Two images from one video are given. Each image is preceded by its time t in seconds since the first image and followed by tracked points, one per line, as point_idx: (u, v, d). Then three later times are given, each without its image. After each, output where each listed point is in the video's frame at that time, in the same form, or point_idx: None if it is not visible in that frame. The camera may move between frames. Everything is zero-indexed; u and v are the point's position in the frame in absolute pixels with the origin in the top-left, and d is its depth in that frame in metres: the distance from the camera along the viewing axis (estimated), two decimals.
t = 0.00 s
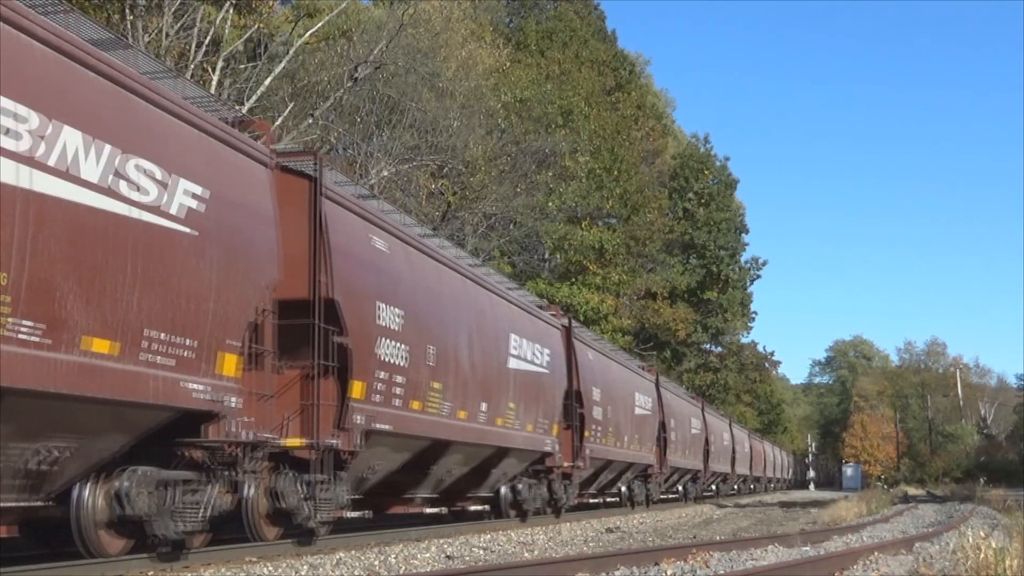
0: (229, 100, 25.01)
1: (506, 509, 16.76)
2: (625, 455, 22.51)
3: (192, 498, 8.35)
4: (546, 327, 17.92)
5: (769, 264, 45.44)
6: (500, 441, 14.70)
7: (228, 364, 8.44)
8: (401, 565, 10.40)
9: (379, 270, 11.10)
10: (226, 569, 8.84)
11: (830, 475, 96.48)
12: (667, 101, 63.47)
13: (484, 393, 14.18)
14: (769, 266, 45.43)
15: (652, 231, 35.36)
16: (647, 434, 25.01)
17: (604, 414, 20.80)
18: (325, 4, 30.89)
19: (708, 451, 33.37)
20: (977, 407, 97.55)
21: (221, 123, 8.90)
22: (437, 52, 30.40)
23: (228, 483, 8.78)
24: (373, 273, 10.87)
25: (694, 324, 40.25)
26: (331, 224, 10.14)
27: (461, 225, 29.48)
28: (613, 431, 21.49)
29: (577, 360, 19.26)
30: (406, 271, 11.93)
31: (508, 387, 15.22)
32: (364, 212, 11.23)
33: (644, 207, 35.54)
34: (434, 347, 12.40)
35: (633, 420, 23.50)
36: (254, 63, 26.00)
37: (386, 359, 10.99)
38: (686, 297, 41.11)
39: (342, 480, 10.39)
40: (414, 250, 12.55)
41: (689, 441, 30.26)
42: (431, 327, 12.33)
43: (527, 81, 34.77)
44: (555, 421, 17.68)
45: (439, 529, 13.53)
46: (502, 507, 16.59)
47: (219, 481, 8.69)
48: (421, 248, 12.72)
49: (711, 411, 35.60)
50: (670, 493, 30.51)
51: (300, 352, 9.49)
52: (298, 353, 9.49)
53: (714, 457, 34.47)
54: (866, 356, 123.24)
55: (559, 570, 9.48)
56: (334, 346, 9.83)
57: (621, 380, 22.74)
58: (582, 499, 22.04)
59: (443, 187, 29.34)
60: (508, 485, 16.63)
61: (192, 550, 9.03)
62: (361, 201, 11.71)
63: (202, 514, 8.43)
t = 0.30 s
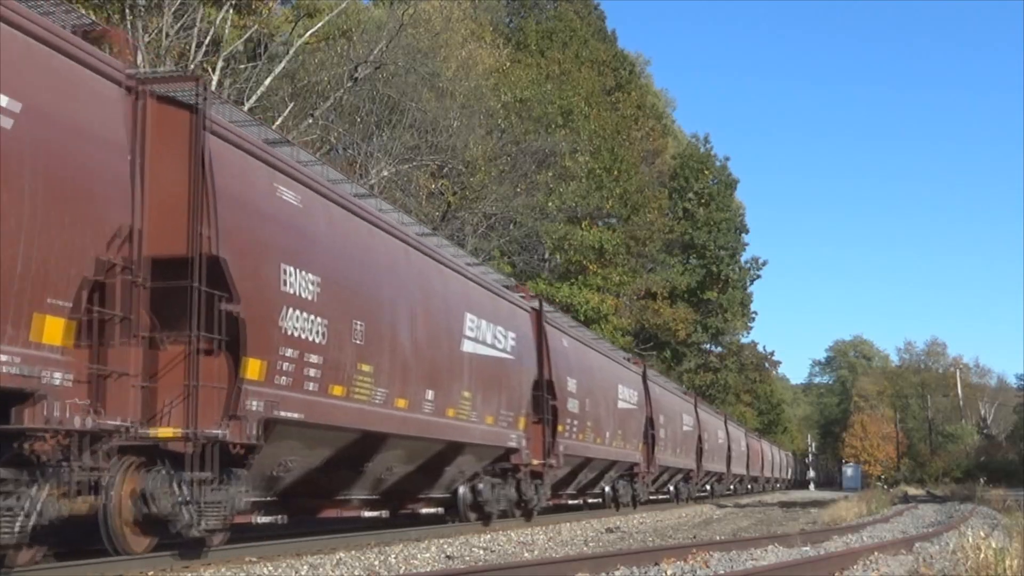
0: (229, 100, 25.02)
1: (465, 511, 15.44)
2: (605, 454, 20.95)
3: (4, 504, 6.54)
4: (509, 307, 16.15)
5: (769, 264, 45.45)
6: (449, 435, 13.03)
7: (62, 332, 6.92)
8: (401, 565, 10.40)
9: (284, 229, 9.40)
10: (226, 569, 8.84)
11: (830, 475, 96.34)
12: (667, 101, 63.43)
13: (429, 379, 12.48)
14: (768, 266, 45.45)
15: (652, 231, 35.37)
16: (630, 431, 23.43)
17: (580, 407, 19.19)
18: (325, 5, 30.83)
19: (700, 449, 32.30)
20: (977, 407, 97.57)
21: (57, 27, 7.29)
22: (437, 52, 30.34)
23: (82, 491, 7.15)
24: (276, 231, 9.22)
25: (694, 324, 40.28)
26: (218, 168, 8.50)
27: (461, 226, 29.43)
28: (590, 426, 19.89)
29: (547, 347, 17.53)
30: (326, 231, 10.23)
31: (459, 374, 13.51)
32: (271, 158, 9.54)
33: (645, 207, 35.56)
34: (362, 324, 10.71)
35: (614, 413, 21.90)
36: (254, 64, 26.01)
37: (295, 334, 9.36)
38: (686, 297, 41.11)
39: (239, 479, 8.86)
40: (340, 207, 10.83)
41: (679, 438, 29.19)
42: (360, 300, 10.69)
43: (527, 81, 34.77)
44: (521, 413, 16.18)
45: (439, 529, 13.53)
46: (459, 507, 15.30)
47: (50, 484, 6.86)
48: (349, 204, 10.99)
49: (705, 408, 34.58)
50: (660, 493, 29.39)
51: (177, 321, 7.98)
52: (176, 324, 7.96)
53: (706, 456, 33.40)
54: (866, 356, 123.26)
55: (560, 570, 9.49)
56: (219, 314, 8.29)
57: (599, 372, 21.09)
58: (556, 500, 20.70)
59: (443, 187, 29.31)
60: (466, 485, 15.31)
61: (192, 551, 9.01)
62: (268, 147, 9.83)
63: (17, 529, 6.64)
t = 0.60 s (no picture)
0: (229, 100, 25.02)
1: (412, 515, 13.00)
2: (583, 452, 18.36)
3: None
4: (467, 283, 13.51)
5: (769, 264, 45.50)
6: (388, 431, 10.51)
7: None
8: (401, 565, 10.39)
9: (153, 165, 6.99)
10: (226, 569, 8.84)
11: (830, 474, 96.41)
12: (667, 100, 63.51)
13: (357, 362, 9.91)
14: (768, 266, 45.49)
15: (652, 231, 35.35)
16: (614, 425, 20.84)
17: (554, 398, 16.42)
18: (325, 5, 30.83)
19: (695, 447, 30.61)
20: (977, 407, 97.54)
21: None
22: (437, 52, 30.34)
23: None
24: (129, 159, 6.71)
25: (694, 324, 40.32)
26: (30, 69, 6.01)
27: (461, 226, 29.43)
28: (566, 419, 17.25)
29: (514, 330, 14.80)
30: (208, 167, 7.69)
31: (402, 357, 10.93)
32: (131, 75, 7.03)
33: (645, 207, 35.55)
34: (261, 289, 8.17)
35: (593, 403, 19.25)
36: (254, 64, 26.01)
37: (155, 296, 6.87)
38: (686, 297, 41.09)
39: (83, 477, 6.54)
40: (232, 142, 8.21)
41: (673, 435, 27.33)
42: (258, 258, 8.15)
43: (527, 81, 34.77)
44: (480, 405, 13.44)
45: (440, 529, 13.53)
46: (405, 510, 12.90)
47: None
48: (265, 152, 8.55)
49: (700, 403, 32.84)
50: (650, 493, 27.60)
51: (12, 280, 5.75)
52: None
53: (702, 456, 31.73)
54: (866, 356, 123.25)
55: (559, 570, 9.49)
56: (39, 265, 5.87)
57: (576, 358, 18.37)
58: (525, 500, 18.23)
59: (443, 187, 29.32)
60: (413, 485, 12.86)
61: (194, 551, 9.03)
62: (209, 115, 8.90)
63: None
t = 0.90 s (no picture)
0: (229, 100, 25.00)
1: (344, 521, 11.51)
2: (557, 448, 16.95)
3: None
4: (409, 251, 11.91)
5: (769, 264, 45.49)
6: (297, 419, 8.94)
7: None
8: (401, 565, 10.40)
9: None
10: (226, 568, 8.85)
11: (830, 474, 96.42)
12: (667, 101, 63.52)
13: (253, 335, 8.31)
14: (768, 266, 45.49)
15: (652, 231, 35.33)
16: (591, 421, 19.40)
17: (517, 386, 14.93)
18: (325, 5, 30.85)
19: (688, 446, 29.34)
20: (977, 407, 97.55)
21: None
22: (437, 52, 30.37)
23: None
24: None
25: (694, 324, 40.34)
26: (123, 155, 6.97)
27: (461, 225, 29.46)
28: (535, 412, 15.83)
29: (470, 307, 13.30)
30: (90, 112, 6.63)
31: (316, 333, 9.35)
32: None
33: (645, 207, 35.53)
34: (102, 235, 6.52)
35: (568, 395, 17.82)
36: (254, 64, 26.01)
37: None
38: (687, 298, 41.10)
39: None
40: (64, 50, 6.49)
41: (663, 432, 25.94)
42: (105, 202, 6.54)
43: (527, 81, 34.78)
44: (424, 392, 11.94)
45: (441, 529, 13.51)
46: (334, 514, 11.42)
47: None
48: (80, 48, 6.64)
49: (693, 398, 31.63)
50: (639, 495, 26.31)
51: None
52: None
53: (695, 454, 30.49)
54: (866, 356, 123.22)
55: (560, 570, 9.50)
56: None
57: (549, 347, 16.95)
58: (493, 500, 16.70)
59: (443, 187, 29.28)
60: (344, 485, 11.43)
61: (194, 551, 9.04)
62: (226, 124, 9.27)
63: None
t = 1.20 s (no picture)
0: (229, 100, 24.98)
1: (250, 526, 9.68)
2: (525, 445, 15.21)
3: None
4: (329, 209, 10.19)
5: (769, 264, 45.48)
6: (166, 400, 7.27)
7: None
8: (402, 565, 10.39)
9: None
10: (226, 569, 8.83)
11: (830, 474, 96.42)
12: (667, 101, 63.53)
13: (97, 292, 6.65)
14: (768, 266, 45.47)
15: (652, 231, 35.27)
16: (566, 415, 17.64)
17: (476, 372, 13.25)
18: (325, 5, 30.85)
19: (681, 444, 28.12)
20: (977, 407, 97.56)
21: None
22: (437, 52, 30.38)
23: None
24: None
25: (694, 324, 40.34)
26: None
27: (461, 225, 29.47)
28: (497, 402, 14.05)
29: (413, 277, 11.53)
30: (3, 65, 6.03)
31: (193, 297, 7.65)
32: None
33: (645, 207, 35.48)
34: None
35: (540, 384, 16.05)
36: (254, 64, 26.01)
37: None
38: (687, 297, 41.10)
39: None
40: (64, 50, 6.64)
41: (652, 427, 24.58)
42: None
43: (527, 81, 34.78)
44: (347, 377, 10.17)
45: (440, 530, 13.49)
46: (236, 519, 9.58)
47: None
48: (79, 48, 6.79)
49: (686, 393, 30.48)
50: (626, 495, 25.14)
51: None
52: None
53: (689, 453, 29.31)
54: (866, 356, 123.22)
55: (560, 570, 9.49)
56: None
57: (517, 331, 15.19)
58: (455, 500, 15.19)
59: (443, 187, 29.27)
60: (247, 484, 9.61)
61: (194, 551, 9.03)
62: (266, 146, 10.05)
63: None
